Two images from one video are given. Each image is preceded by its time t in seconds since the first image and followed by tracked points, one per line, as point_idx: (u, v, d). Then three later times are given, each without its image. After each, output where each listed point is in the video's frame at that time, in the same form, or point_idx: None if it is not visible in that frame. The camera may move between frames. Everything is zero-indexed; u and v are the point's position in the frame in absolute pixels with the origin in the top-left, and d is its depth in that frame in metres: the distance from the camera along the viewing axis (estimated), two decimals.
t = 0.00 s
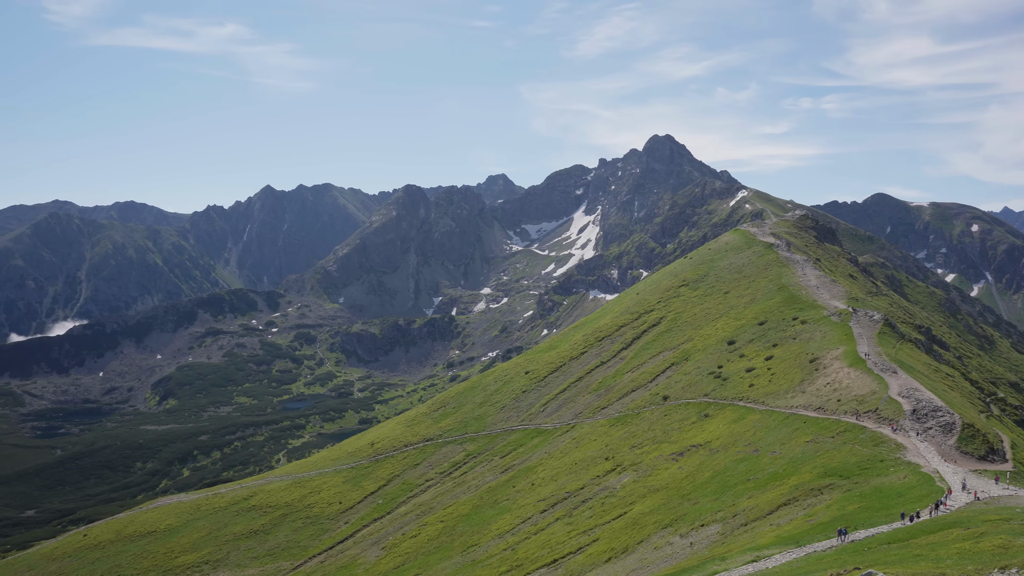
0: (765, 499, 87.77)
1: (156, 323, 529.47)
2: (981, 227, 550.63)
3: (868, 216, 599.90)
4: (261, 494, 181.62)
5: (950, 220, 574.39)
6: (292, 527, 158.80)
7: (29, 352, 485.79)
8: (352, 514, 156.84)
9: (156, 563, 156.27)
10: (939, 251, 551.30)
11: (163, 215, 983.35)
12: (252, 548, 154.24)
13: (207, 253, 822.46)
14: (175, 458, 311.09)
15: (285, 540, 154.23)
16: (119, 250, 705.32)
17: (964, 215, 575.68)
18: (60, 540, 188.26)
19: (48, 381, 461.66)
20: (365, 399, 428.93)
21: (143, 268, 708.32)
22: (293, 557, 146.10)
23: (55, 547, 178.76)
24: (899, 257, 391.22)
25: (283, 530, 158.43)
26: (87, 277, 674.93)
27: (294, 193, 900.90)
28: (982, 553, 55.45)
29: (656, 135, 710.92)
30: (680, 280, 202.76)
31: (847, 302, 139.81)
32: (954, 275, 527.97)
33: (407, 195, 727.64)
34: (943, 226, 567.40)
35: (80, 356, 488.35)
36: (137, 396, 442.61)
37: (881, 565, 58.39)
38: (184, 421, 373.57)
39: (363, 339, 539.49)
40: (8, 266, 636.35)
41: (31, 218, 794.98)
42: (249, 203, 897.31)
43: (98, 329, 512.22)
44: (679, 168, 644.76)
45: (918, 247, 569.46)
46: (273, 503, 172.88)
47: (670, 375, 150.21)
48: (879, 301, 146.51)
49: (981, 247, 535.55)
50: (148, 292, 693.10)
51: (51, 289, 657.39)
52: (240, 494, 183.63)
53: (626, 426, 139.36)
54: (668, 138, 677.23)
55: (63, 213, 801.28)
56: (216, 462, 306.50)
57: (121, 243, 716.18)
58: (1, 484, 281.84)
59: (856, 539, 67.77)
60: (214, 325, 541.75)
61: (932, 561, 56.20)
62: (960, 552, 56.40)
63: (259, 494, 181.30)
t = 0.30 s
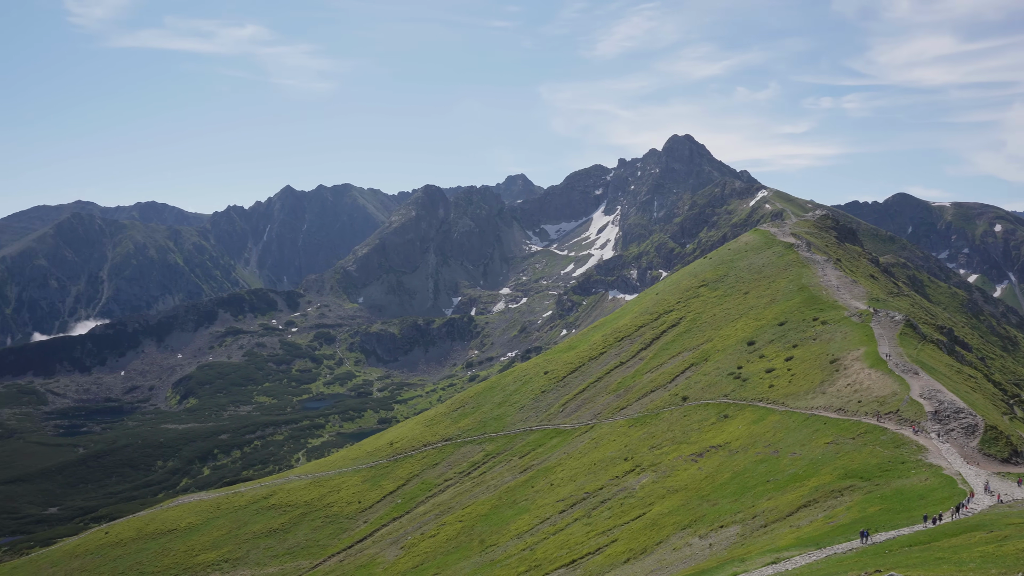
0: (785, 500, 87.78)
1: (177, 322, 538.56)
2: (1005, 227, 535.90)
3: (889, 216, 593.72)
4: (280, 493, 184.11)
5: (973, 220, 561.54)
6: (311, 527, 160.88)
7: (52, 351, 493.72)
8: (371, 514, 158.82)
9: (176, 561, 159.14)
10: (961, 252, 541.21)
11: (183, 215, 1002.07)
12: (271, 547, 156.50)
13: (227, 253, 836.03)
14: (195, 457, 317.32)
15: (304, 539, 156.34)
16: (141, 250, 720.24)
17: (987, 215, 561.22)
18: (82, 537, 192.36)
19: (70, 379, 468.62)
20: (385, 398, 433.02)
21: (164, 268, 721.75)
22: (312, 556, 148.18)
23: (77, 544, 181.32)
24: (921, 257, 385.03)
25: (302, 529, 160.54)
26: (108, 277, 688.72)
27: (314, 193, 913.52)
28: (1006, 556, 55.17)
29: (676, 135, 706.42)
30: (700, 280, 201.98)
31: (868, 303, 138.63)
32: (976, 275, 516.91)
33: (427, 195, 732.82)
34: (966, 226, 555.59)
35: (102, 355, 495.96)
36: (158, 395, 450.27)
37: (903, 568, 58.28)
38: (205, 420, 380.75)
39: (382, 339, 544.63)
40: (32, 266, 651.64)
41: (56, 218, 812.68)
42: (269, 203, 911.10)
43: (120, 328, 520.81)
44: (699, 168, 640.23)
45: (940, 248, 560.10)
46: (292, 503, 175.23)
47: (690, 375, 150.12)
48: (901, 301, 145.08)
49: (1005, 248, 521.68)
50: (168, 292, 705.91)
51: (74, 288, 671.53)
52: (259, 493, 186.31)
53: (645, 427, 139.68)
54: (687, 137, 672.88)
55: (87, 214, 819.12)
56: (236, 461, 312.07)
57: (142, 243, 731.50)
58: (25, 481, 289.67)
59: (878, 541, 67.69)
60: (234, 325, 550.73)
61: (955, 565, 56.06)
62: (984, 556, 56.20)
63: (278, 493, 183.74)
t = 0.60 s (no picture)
0: (805, 502, 87.76)
1: (198, 322, 548.80)
2: None
3: (910, 216, 586.83)
4: (299, 492, 185.87)
5: (998, 220, 549.77)
6: (330, 526, 162.44)
7: (74, 349, 502.03)
8: (390, 513, 160.58)
9: (197, 559, 160.99)
10: (985, 252, 530.84)
11: (203, 215, 1021.64)
12: (290, 546, 158.09)
13: (248, 253, 849.64)
14: (216, 456, 323.50)
15: (323, 539, 158.00)
16: (161, 250, 735.64)
17: (1012, 215, 547.19)
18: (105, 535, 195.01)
19: (93, 378, 478.45)
20: (404, 398, 437.10)
21: (185, 268, 735.29)
22: (332, 555, 149.76)
23: (99, 541, 184.55)
24: (943, 257, 378.76)
25: (321, 528, 162.15)
26: (130, 277, 704.60)
27: (333, 193, 924.52)
28: None
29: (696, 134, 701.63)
30: (719, 280, 201.06)
31: (889, 304, 137.14)
32: (1000, 276, 506.31)
33: (446, 196, 737.63)
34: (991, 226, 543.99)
35: (123, 354, 505.15)
36: (178, 394, 458.19)
37: (924, 572, 58.09)
38: (226, 419, 387.90)
39: (401, 339, 549.47)
40: (55, 267, 673.10)
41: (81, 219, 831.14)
42: (288, 203, 924.07)
43: (141, 327, 530.67)
44: (718, 168, 635.76)
45: (962, 248, 549.41)
46: (311, 502, 176.75)
47: (709, 376, 149.94)
48: (923, 302, 143.50)
49: None
50: (189, 292, 718.78)
51: (96, 288, 689.32)
52: (278, 492, 188.05)
53: (664, 427, 139.97)
54: (707, 137, 668.32)
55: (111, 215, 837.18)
56: (256, 460, 317.58)
57: (163, 243, 745.97)
58: (49, 479, 297.97)
59: (900, 544, 67.54)
60: (254, 325, 559.85)
61: (977, 568, 55.97)
62: (1008, 561, 55.93)
63: (298, 492, 185.32)
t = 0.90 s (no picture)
0: (826, 503, 87.72)
1: (219, 322, 559.08)
2: None
3: (932, 216, 576.32)
4: (319, 491, 187.75)
5: None
6: (350, 525, 164.30)
7: (97, 349, 513.45)
8: (409, 513, 162.33)
9: (218, 557, 162.89)
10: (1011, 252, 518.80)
11: (224, 216, 1039.92)
12: (310, 545, 159.88)
13: (269, 253, 862.61)
14: (236, 455, 329.53)
15: (343, 538, 159.70)
16: (183, 250, 748.36)
17: None
18: (126, 532, 197.00)
19: (115, 378, 487.20)
20: (424, 398, 440.65)
21: (206, 268, 748.29)
22: (351, 554, 151.41)
23: (122, 539, 186.72)
24: (967, 257, 371.71)
25: (341, 527, 164.04)
26: (152, 277, 716.35)
27: (353, 194, 935.09)
28: None
29: (716, 134, 695.73)
30: (740, 280, 199.98)
31: (911, 304, 135.68)
32: None
33: (466, 196, 741.33)
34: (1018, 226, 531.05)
35: (145, 353, 514.43)
36: (200, 394, 465.77)
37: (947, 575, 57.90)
38: (247, 418, 394.76)
39: (421, 339, 553.60)
40: (78, 267, 690.24)
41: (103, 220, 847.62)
42: (309, 203, 936.76)
43: (163, 327, 540.70)
44: (738, 168, 629.96)
45: (986, 248, 538.37)
46: (331, 501, 178.76)
47: (729, 377, 149.68)
48: (946, 302, 141.79)
49: None
50: (211, 292, 729.43)
51: (118, 288, 702.67)
52: (298, 491, 189.99)
53: (684, 428, 140.13)
54: (727, 137, 662.33)
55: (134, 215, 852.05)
56: (276, 459, 322.97)
57: (185, 244, 760.71)
58: (73, 477, 306.37)
59: (922, 546, 67.38)
60: (275, 324, 568.56)
61: (1001, 572, 55.81)
62: None
63: (318, 491, 187.27)
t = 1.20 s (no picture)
0: (847, 505, 87.66)
1: (240, 321, 570.05)
2: None
3: (955, 216, 563.30)
4: (339, 491, 190.43)
5: None
6: (370, 524, 166.15)
7: (120, 348, 525.55)
8: (429, 513, 164.13)
9: (238, 556, 165.06)
10: None
11: (246, 216, 1058.73)
12: (330, 544, 161.47)
13: (290, 253, 875.84)
14: (257, 454, 335.65)
15: (364, 536, 161.50)
16: (204, 250, 762.69)
17: None
18: (148, 530, 200.76)
19: (137, 377, 498.29)
20: (444, 398, 443.96)
21: (228, 268, 761.35)
22: (371, 553, 153.04)
23: (144, 537, 190.23)
24: (992, 257, 364.15)
25: (361, 526, 165.94)
26: (174, 277, 730.68)
27: (373, 194, 945.21)
28: None
29: (737, 134, 689.47)
30: (761, 281, 198.62)
31: (935, 305, 134.11)
32: None
33: (486, 196, 744.72)
34: None
35: (168, 352, 525.49)
36: (221, 393, 474.21)
37: None
38: (268, 417, 401.58)
39: (441, 339, 557.43)
40: (101, 266, 707.59)
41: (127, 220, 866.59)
42: (330, 204, 949.48)
43: (184, 326, 551.77)
44: (759, 168, 623.97)
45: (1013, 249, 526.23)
46: (351, 500, 181.24)
47: (750, 377, 149.16)
48: (970, 303, 139.73)
49: None
50: (232, 292, 741.71)
51: (141, 288, 718.54)
52: (319, 490, 193.05)
53: (705, 429, 140.14)
54: (748, 137, 655.86)
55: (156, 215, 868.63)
56: (296, 459, 328.21)
57: (206, 243, 774.51)
58: (96, 475, 314.75)
59: (946, 549, 66.90)
60: (296, 324, 577.44)
61: None
62: None
63: (338, 490, 190.12)
